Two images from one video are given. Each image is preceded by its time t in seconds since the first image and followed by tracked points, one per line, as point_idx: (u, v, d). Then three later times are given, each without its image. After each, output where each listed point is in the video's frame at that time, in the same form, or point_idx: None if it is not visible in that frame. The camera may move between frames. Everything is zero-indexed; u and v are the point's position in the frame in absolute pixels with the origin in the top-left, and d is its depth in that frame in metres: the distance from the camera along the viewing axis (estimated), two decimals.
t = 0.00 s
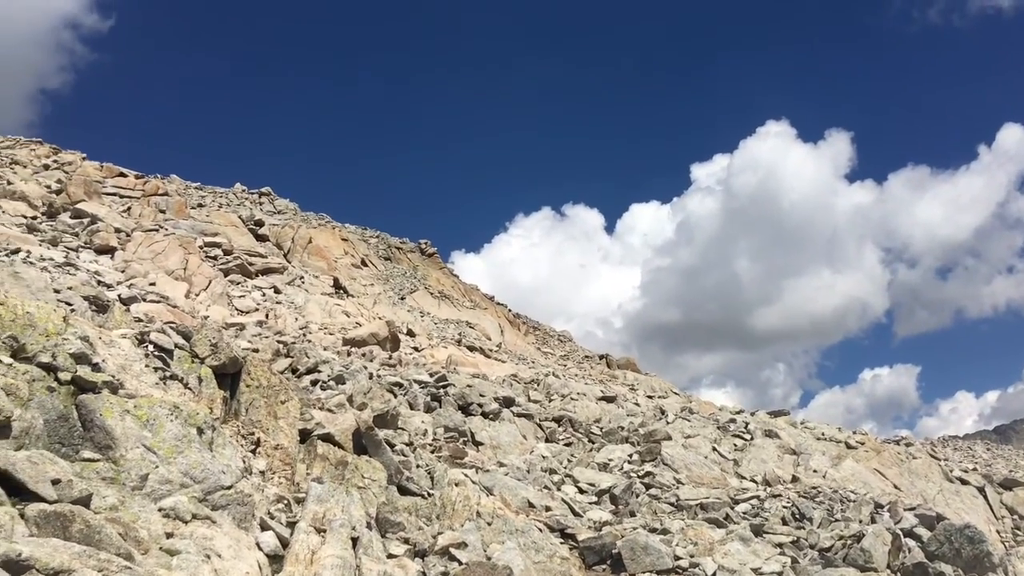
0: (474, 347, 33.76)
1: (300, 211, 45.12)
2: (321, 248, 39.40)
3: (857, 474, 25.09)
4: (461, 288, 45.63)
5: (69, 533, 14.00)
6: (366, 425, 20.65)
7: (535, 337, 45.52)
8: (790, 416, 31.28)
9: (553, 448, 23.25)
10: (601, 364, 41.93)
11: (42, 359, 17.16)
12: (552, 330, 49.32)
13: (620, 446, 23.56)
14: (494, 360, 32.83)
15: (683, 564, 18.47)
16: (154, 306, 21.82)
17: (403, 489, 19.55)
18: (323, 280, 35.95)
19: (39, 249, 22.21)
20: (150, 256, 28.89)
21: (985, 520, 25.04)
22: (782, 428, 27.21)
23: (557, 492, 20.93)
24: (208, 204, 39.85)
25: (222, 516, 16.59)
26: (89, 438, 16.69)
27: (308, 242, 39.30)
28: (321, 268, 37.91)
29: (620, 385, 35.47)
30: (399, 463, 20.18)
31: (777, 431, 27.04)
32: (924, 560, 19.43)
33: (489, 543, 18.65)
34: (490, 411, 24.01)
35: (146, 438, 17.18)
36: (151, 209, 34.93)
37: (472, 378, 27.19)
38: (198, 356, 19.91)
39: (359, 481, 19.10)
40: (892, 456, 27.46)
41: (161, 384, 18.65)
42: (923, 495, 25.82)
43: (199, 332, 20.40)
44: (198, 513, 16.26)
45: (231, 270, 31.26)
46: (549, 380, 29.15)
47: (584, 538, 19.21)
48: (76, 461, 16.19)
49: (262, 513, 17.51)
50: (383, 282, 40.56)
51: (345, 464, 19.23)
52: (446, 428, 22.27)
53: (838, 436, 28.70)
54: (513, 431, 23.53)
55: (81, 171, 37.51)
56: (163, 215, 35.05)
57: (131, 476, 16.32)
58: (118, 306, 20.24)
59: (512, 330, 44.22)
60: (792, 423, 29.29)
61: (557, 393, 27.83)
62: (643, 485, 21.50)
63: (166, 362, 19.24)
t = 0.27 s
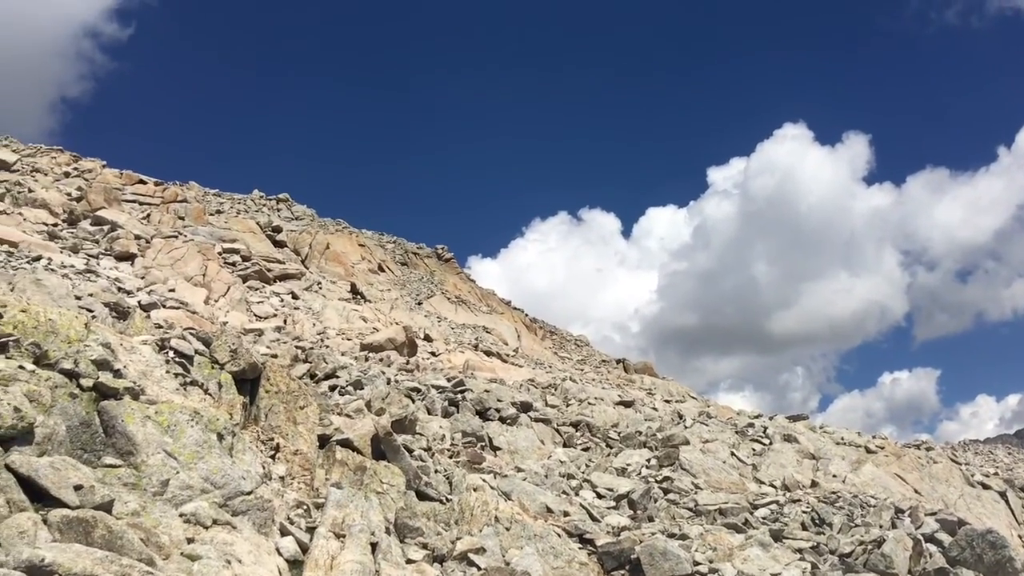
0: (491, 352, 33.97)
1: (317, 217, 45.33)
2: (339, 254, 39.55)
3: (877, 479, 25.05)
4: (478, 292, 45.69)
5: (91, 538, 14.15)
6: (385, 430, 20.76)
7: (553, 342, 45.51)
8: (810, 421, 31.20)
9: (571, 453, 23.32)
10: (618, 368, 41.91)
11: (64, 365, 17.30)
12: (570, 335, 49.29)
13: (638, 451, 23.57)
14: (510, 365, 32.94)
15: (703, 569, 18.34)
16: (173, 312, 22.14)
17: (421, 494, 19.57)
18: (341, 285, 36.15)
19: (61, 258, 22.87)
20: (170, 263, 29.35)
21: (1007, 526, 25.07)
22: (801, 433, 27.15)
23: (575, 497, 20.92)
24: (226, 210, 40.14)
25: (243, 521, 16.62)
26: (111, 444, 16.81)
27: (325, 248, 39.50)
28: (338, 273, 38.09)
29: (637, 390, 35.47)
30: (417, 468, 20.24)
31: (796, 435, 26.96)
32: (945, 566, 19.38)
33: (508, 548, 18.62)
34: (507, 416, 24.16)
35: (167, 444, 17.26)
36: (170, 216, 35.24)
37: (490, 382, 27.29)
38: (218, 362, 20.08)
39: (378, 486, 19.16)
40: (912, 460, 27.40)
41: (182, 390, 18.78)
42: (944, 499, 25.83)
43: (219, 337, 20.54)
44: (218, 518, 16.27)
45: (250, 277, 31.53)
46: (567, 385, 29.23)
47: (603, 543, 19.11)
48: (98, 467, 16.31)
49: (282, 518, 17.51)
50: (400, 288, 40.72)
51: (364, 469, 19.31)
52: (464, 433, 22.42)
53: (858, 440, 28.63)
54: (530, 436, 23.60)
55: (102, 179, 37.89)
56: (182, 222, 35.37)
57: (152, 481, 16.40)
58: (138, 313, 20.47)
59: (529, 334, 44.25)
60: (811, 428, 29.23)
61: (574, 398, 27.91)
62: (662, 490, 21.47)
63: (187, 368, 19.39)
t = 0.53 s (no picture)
0: (510, 357, 34.05)
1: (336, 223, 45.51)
2: (358, 259, 39.68)
3: (900, 484, 25.02)
4: (497, 297, 45.72)
5: (114, 544, 14.15)
6: (405, 435, 20.75)
7: (571, 347, 45.53)
8: (831, 425, 31.11)
9: (591, 458, 23.38)
10: (637, 373, 41.89)
11: (88, 372, 17.42)
12: (588, 339, 49.28)
13: (658, 456, 23.55)
14: (529, 370, 33.03)
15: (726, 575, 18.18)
16: (195, 318, 22.27)
17: (441, 499, 19.61)
18: (360, 290, 36.33)
19: (83, 265, 23.15)
20: (191, 269, 29.53)
21: None
22: (823, 438, 27.07)
23: (596, 502, 20.92)
24: (246, 217, 40.41)
25: (265, 527, 16.65)
26: (134, 450, 16.92)
27: (344, 253, 39.66)
28: (357, 278, 38.25)
29: (656, 395, 35.42)
30: (438, 473, 20.28)
31: (817, 440, 26.88)
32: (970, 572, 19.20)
33: (529, 554, 18.61)
34: (527, 421, 24.13)
35: (189, 449, 17.34)
36: (191, 222, 35.52)
37: (510, 387, 27.37)
38: (239, 367, 20.18)
39: (398, 491, 19.20)
40: (934, 465, 27.33)
41: (204, 396, 18.88)
42: (968, 505, 25.79)
43: (240, 343, 20.66)
44: (241, 524, 16.33)
45: (270, 282, 31.76)
46: (586, 390, 29.26)
47: (624, 549, 19.08)
48: (121, 473, 16.40)
49: (303, 524, 17.55)
50: (419, 292, 40.81)
51: (385, 474, 19.34)
52: (483, 438, 22.47)
53: (879, 445, 28.55)
54: (550, 441, 23.59)
55: (123, 185, 38.26)
56: (202, 228, 35.65)
57: (174, 487, 16.50)
58: (160, 319, 20.65)
59: (548, 339, 44.29)
60: (832, 432, 29.16)
61: (594, 403, 27.95)
62: (682, 495, 21.43)
63: (208, 374, 19.51)
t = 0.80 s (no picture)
0: (526, 359, 34.08)
1: (352, 226, 45.65)
2: (374, 262, 39.79)
3: (920, 486, 24.95)
4: (513, 300, 45.76)
5: (135, 547, 14.21)
6: (422, 438, 20.81)
7: (588, 349, 45.49)
8: (849, 427, 30.99)
9: (608, 461, 23.43)
10: (654, 375, 41.84)
11: (107, 375, 17.53)
12: (604, 341, 49.23)
13: (675, 459, 23.55)
14: (546, 372, 33.06)
15: None
16: (213, 321, 22.40)
17: (459, 502, 19.65)
18: (376, 293, 36.46)
19: (102, 269, 23.33)
20: (208, 272, 29.70)
21: None
22: (841, 440, 26.97)
23: (613, 505, 20.89)
24: (262, 220, 40.62)
25: (283, 530, 16.68)
26: (153, 453, 17.00)
27: (361, 256, 39.75)
28: (374, 281, 38.37)
29: (674, 397, 35.32)
30: (455, 476, 20.31)
31: (836, 442, 26.77)
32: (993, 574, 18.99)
33: (546, 557, 18.48)
34: (543, 423, 24.13)
35: (208, 452, 17.40)
36: (209, 226, 35.69)
37: (526, 390, 27.40)
38: (257, 371, 20.26)
39: (416, 494, 19.22)
40: (954, 467, 27.21)
41: (222, 399, 18.97)
42: (989, 507, 25.67)
43: (258, 347, 20.74)
44: (259, 526, 16.35)
45: (287, 286, 31.93)
46: (603, 392, 29.26)
47: (641, 552, 19.00)
48: (141, 476, 16.48)
49: (321, 526, 17.57)
50: (436, 295, 40.86)
51: (402, 477, 19.36)
52: (500, 441, 22.50)
53: (899, 447, 28.47)
54: (567, 443, 23.56)
55: (141, 190, 38.55)
56: (220, 232, 35.88)
57: (193, 490, 16.56)
58: (179, 323, 20.78)
59: (564, 341, 44.27)
60: (851, 434, 29.06)
61: (610, 405, 27.95)
62: (700, 498, 21.38)
63: (227, 377, 19.60)
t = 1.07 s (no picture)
0: (542, 360, 34.11)
1: (368, 228, 45.78)
2: (390, 264, 39.91)
3: (939, 486, 24.86)
4: (529, 301, 45.78)
5: (154, 548, 14.27)
6: (438, 440, 20.87)
7: (603, 349, 45.45)
8: (867, 428, 30.87)
9: (624, 462, 23.48)
10: (670, 375, 41.80)
11: (126, 378, 17.63)
12: (620, 342, 49.17)
13: (692, 461, 23.62)
14: (561, 373, 33.09)
15: None
16: (230, 323, 22.54)
17: (475, 503, 19.63)
18: (392, 295, 36.58)
19: (120, 272, 23.50)
20: (225, 274, 29.86)
21: None
22: (859, 440, 26.87)
23: (629, 506, 20.87)
24: (279, 223, 40.84)
25: (301, 532, 16.71)
26: (172, 455, 17.08)
27: (377, 258, 39.84)
28: (390, 283, 38.49)
29: (690, 397, 35.27)
30: (471, 477, 20.34)
31: (854, 442, 26.68)
32: None
33: (563, 558, 18.44)
34: (559, 424, 24.14)
35: (226, 454, 17.47)
36: (226, 229, 35.89)
37: (543, 391, 27.44)
38: (274, 373, 20.35)
39: (433, 495, 19.24)
40: (974, 468, 27.09)
41: (240, 401, 19.06)
42: (1009, 508, 25.53)
43: (275, 349, 20.84)
44: (277, 528, 16.39)
45: (303, 288, 32.10)
46: (619, 393, 29.27)
47: (658, 553, 18.92)
48: (160, 477, 16.55)
49: (338, 528, 17.61)
50: (451, 296, 40.93)
51: (419, 479, 19.39)
52: (516, 442, 22.53)
53: (918, 447, 28.37)
54: (583, 444, 23.53)
55: (159, 193, 38.82)
56: (237, 234, 36.11)
57: (212, 492, 16.63)
58: (197, 325, 20.91)
59: (579, 341, 44.27)
60: (869, 434, 28.94)
61: (626, 406, 27.95)
62: (717, 499, 21.34)
63: (244, 379, 19.70)
